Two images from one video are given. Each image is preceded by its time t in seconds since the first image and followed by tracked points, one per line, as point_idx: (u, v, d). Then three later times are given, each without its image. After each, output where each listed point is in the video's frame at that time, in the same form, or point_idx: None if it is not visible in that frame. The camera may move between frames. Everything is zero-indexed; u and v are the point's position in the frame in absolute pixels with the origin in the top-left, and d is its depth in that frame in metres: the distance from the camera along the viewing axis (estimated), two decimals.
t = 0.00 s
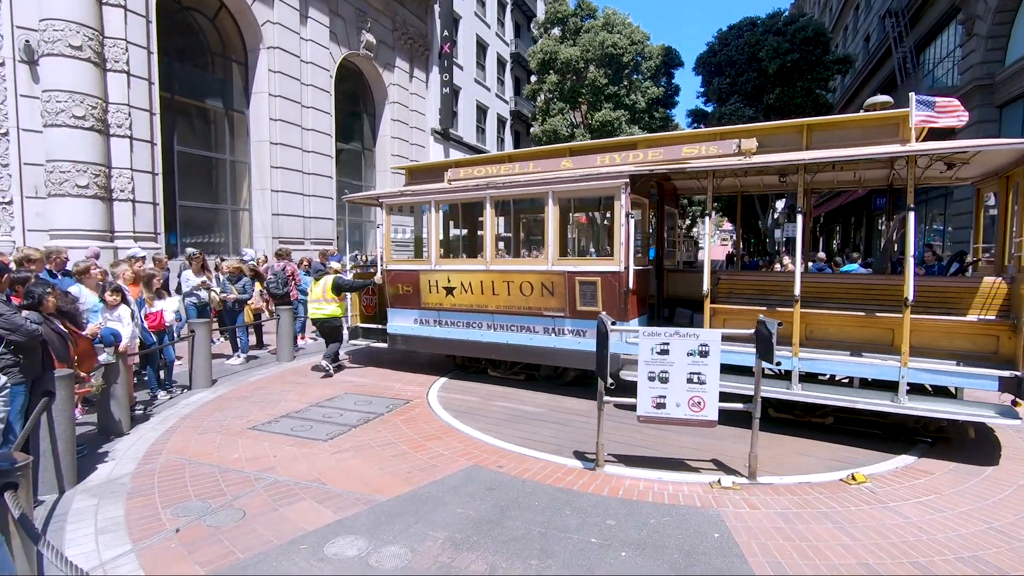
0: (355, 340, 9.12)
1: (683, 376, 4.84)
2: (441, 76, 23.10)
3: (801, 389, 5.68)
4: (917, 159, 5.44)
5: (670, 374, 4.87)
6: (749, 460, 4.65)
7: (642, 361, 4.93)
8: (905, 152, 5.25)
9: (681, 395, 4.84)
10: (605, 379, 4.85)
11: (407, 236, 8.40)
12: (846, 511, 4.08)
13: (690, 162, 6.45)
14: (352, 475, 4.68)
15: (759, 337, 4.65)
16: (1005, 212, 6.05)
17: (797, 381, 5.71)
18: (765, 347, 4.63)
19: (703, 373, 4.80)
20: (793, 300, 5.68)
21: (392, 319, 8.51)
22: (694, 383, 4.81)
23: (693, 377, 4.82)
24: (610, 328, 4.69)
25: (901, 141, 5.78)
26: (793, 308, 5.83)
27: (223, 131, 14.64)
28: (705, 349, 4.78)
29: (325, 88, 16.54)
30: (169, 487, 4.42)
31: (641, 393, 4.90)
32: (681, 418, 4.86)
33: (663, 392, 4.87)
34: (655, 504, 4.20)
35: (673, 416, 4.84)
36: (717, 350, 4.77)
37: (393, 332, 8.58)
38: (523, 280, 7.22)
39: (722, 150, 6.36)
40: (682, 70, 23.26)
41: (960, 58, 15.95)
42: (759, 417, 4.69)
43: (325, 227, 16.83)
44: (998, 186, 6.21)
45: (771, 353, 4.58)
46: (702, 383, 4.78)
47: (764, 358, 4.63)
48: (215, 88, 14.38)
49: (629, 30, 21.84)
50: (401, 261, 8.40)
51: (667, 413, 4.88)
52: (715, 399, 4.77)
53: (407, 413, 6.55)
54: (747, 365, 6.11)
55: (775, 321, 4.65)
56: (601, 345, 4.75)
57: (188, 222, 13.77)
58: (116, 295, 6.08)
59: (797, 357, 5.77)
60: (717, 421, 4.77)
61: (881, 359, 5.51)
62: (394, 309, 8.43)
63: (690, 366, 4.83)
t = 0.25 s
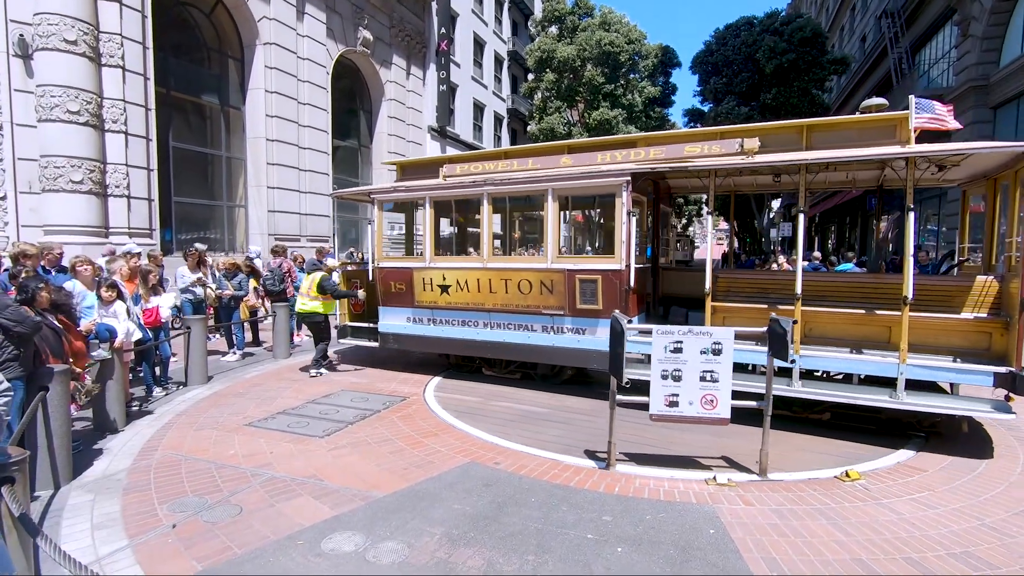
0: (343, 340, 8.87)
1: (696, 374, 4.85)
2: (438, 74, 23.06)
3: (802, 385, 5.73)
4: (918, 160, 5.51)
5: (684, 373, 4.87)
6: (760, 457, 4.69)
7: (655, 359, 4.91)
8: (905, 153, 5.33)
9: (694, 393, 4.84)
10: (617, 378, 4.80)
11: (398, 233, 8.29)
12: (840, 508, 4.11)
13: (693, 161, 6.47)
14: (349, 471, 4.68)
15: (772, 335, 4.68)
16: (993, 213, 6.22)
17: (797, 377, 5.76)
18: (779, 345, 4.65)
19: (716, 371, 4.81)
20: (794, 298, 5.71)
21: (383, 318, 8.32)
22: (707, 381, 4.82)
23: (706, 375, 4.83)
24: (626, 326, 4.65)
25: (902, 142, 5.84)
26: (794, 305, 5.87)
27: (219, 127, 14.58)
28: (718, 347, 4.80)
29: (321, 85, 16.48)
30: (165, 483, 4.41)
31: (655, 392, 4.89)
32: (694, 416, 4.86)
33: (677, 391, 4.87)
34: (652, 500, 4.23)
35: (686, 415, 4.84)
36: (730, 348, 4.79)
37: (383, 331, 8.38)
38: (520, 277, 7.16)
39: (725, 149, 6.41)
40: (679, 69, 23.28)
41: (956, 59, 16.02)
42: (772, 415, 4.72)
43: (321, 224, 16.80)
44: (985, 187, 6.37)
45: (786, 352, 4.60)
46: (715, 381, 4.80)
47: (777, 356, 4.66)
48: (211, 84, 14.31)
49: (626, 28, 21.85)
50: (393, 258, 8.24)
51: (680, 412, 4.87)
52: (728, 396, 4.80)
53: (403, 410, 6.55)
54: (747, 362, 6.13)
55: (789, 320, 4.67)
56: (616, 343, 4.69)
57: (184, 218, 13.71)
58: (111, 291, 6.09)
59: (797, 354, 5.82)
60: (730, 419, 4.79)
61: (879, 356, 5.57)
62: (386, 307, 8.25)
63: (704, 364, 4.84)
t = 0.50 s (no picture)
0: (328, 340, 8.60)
1: (703, 372, 4.87)
2: (432, 71, 23.01)
3: (796, 382, 5.80)
4: (909, 164, 5.66)
5: (691, 371, 4.88)
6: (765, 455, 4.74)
7: (663, 357, 4.92)
8: (897, 156, 5.44)
9: (701, 391, 4.87)
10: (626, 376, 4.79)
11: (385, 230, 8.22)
12: (828, 504, 4.16)
13: (692, 160, 6.49)
14: (341, 467, 4.68)
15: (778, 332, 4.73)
16: (972, 215, 6.39)
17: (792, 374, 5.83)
18: (785, 342, 4.70)
19: (723, 369, 4.84)
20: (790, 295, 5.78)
21: (371, 317, 8.19)
22: (714, 379, 4.85)
23: (713, 373, 4.85)
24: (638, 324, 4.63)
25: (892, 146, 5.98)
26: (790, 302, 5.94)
27: (210, 123, 14.47)
28: (725, 346, 4.84)
29: (313, 81, 16.40)
30: (156, 479, 4.39)
31: (662, 390, 4.89)
32: (701, 414, 4.87)
33: (684, 389, 4.88)
34: (642, 496, 4.26)
35: (694, 413, 4.86)
36: (736, 346, 4.84)
37: (371, 330, 8.24)
38: (514, 276, 7.13)
39: (722, 149, 6.48)
40: (671, 70, 23.38)
41: (944, 62, 16.20)
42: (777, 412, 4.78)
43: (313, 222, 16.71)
44: (964, 191, 6.57)
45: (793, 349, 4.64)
46: (723, 379, 4.82)
47: (782, 353, 4.71)
48: (202, 80, 14.19)
49: (619, 28, 21.93)
50: (381, 256, 8.13)
51: (687, 410, 4.88)
52: (735, 394, 4.83)
53: (395, 407, 6.55)
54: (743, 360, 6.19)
55: (796, 318, 4.71)
56: (627, 343, 4.67)
57: (174, 214, 13.58)
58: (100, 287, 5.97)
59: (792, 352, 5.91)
60: (737, 417, 4.83)
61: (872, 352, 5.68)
62: (374, 306, 8.12)
63: (710, 362, 4.87)
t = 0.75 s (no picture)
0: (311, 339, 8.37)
1: (711, 370, 4.89)
2: (424, 68, 22.91)
3: (790, 378, 5.87)
4: (901, 164, 5.77)
5: (699, 369, 4.88)
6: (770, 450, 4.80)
7: (673, 355, 4.89)
8: (889, 157, 5.53)
9: (709, 388, 4.88)
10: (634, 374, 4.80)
11: (371, 229, 8.00)
12: (816, 499, 4.20)
13: (689, 159, 6.51)
14: (333, 465, 4.66)
15: (785, 329, 4.78)
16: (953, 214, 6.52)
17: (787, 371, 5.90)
18: (791, 340, 4.75)
19: (730, 368, 4.88)
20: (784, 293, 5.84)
21: (357, 315, 8.02)
22: (721, 377, 4.87)
23: (721, 371, 4.88)
24: (651, 323, 4.60)
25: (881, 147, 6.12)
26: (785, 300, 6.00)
27: (200, 118, 14.33)
28: (733, 343, 4.87)
29: (305, 77, 16.29)
30: (144, 477, 4.36)
31: (671, 388, 4.88)
32: (709, 411, 4.90)
33: (692, 386, 4.89)
34: (634, 492, 4.28)
35: (701, 410, 4.87)
36: (744, 344, 4.87)
37: (357, 328, 8.06)
38: (507, 273, 7.11)
39: (721, 149, 6.52)
40: (664, 69, 23.43)
41: (933, 63, 16.35)
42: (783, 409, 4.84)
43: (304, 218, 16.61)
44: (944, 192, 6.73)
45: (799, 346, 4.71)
46: (730, 376, 4.87)
47: (788, 350, 4.78)
48: (192, 74, 14.04)
49: (612, 26, 21.95)
50: (369, 253, 7.97)
51: (695, 408, 4.90)
52: (741, 391, 4.88)
53: (387, 404, 6.53)
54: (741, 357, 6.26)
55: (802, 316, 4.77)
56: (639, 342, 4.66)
57: (162, 210, 13.43)
58: (87, 282, 5.83)
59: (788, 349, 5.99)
60: (743, 414, 4.87)
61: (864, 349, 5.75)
62: (362, 304, 7.96)
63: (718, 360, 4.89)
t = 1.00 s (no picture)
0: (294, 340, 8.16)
1: (717, 371, 4.91)
2: (416, 67, 22.84)
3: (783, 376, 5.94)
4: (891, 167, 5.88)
5: (706, 369, 4.91)
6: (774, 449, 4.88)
7: (680, 355, 4.91)
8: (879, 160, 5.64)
9: (715, 388, 4.91)
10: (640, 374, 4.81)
11: (358, 227, 7.84)
12: (805, 498, 4.25)
13: (685, 160, 6.55)
14: (324, 465, 4.64)
15: (788, 329, 4.85)
16: (932, 217, 6.69)
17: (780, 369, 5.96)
18: (796, 340, 4.82)
19: (736, 367, 4.91)
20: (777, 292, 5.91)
21: (344, 316, 7.86)
22: (727, 377, 4.90)
23: (727, 371, 4.92)
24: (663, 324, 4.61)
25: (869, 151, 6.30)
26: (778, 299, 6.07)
27: (189, 116, 14.20)
28: (739, 343, 4.91)
29: (296, 75, 16.21)
30: (133, 478, 4.32)
31: (678, 389, 4.90)
32: (715, 411, 4.94)
33: (699, 387, 4.91)
34: (625, 491, 4.31)
35: (708, 410, 4.90)
36: (749, 345, 4.92)
37: (344, 330, 7.90)
38: (502, 274, 7.08)
39: (716, 151, 6.59)
40: (655, 69, 23.52)
41: (920, 66, 16.55)
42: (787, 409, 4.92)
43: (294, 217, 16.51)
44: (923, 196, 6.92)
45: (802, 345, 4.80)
46: (736, 376, 4.90)
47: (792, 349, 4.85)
48: (181, 72, 13.90)
49: (604, 26, 22.02)
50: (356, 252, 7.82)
51: (700, 408, 4.93)
52: (747, 391, 4.92)
53: (379, 404, 6.52)
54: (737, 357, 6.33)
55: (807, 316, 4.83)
56: (649, 342, 4.66)
57: (151, 209, 13.29)
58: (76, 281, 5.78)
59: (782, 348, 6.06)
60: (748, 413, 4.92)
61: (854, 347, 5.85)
62: (349, 304, 7.80)
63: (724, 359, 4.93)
